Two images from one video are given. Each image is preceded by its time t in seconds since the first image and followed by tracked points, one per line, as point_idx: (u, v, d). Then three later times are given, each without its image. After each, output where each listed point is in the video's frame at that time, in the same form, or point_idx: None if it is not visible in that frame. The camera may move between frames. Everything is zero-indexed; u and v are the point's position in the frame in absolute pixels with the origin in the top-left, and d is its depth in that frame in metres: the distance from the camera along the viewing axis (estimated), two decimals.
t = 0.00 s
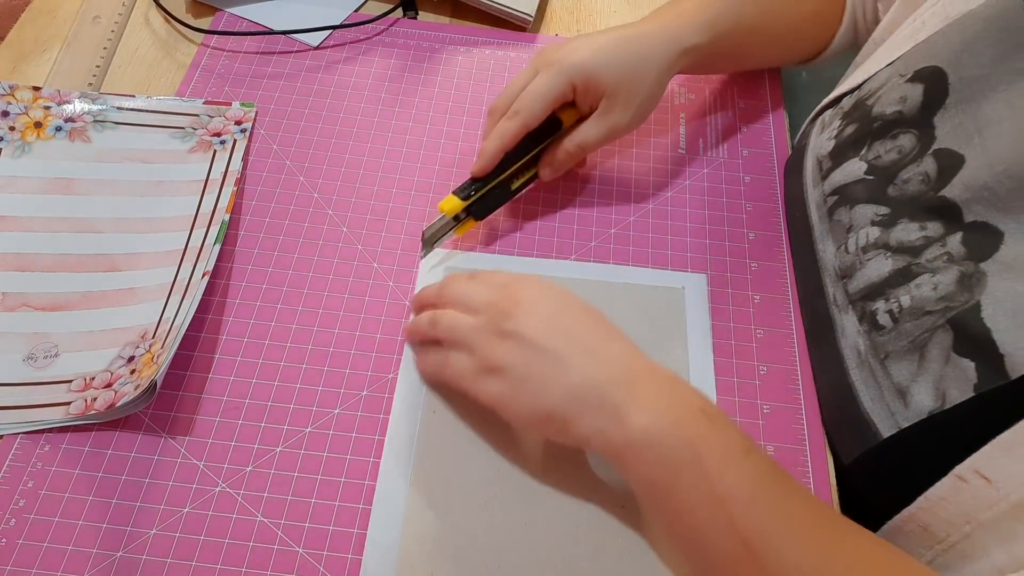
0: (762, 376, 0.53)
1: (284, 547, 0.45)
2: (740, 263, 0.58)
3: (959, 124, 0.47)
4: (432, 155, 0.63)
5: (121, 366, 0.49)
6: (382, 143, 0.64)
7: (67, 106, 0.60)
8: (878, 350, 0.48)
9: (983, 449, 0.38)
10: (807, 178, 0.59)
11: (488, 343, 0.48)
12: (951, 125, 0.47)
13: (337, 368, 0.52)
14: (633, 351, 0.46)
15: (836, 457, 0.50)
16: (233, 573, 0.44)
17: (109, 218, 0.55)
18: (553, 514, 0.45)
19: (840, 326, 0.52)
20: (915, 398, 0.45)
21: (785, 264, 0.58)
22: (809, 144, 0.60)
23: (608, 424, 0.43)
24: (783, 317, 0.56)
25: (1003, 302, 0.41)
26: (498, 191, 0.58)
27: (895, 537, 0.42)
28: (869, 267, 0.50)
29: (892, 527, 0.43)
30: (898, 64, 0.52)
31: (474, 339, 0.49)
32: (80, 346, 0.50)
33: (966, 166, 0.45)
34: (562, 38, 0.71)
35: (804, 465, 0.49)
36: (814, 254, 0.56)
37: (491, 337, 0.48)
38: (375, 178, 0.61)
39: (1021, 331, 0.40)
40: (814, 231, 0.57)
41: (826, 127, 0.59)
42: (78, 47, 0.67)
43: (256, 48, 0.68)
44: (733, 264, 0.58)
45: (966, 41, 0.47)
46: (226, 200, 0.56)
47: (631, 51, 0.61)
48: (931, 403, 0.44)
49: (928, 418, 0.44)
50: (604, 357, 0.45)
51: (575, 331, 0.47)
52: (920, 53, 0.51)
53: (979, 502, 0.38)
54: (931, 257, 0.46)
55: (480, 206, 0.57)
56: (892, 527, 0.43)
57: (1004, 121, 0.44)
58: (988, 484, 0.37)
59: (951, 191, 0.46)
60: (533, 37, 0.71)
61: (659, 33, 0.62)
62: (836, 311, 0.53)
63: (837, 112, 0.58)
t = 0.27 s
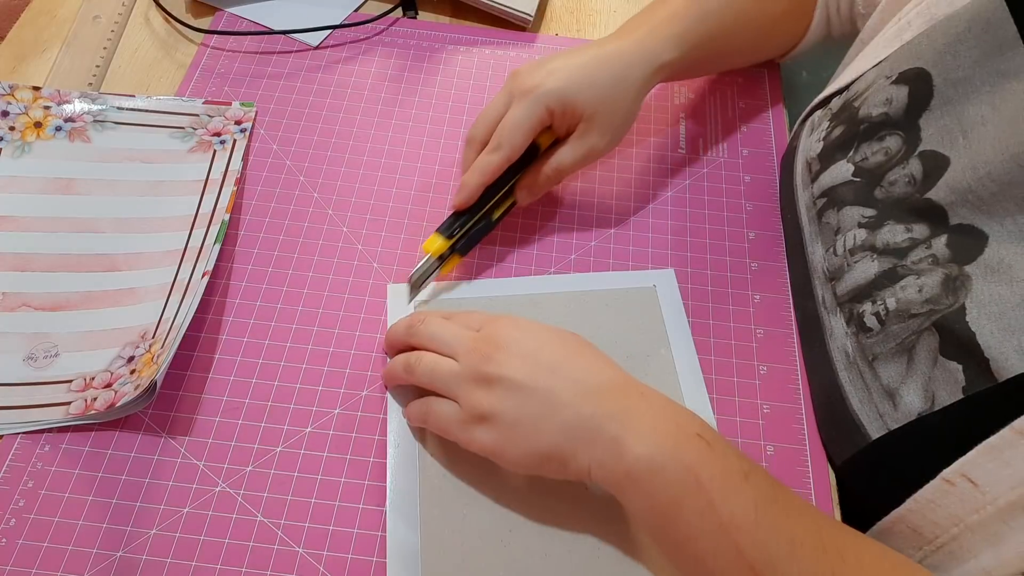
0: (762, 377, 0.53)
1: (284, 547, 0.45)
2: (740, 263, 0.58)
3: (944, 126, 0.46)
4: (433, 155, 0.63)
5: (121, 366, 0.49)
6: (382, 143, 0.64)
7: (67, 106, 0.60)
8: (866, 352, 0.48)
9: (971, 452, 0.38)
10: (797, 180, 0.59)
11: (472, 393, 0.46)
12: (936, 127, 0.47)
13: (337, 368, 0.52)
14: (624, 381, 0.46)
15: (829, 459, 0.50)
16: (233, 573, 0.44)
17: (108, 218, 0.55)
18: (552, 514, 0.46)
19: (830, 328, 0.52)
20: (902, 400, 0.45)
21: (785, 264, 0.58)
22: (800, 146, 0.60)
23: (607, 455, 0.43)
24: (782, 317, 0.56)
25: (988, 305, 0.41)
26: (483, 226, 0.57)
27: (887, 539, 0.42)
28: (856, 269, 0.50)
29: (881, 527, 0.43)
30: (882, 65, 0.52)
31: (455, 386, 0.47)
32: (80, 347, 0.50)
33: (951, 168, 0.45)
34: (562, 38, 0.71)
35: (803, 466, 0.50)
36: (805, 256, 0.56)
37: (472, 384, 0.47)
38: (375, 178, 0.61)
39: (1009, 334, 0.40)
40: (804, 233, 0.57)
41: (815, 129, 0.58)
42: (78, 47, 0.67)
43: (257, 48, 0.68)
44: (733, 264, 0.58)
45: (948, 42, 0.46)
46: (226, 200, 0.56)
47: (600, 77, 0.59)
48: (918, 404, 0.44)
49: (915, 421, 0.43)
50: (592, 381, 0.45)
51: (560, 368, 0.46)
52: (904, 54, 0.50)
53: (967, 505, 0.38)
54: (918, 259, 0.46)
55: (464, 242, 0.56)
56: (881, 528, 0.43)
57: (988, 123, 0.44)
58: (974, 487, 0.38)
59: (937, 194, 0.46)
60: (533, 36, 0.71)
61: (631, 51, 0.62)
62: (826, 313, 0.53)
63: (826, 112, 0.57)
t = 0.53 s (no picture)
0: (762, 377, 0.53)
1: (285, 547, 0.45)
2: (740, 263, 0.59)
3: (934, 128, 0.46)
4: (433, 155, 0.63)
5: (121, 366, 0.49)
6: (382, 143, 0.64)
7: (67, 106, 0.60)
8: (859, 355, 0.48)
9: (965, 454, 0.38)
10: (792, 183, 0.59)
11: (476, 397, 0.46)
12: (926, 129, 0.47)
13: (337, 369, 0.52)
14: (631, 383, 0.46)
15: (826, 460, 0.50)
16: (234, 573, 0.44)
17: (108, 218, 0.55)
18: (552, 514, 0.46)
19: (824, 331, 0.52)
20: (897, 402, 0.45)
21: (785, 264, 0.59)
22: (793, 150, 0.60)
23: (614, 455, 0.43)
24: (782, 317, 0.56)
25: (979, 308, 0.41)
26: (465, 240, 0.56)
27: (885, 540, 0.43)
28: (848, 272, 0.50)
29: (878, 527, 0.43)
30: (871, 67, 0.52)
31: (460, 391, 0.47)
32: (80, 347, 0.50)
33: (941, 169, 0.45)
34: (562, 38, 0.71)
35: (804, 466, 0.50)
36: (800, 259, 0.56)
37: (478, 389, 0.46)
38: (375, 178, 0.61)
39: (999, 338, 0.39)
40: (799, 236, 0.57)
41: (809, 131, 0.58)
42: (78, 47, 0.67)
43: (257, 48, 0.68)
44: (733, 265, 0.58)
45: (935, 44, 0.46)
46: (226, 200, 0.56)
47: (578, 91, 0.58)
48: (913, 407, 0.44)
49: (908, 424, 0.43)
50: (591, 384, 0.45)
51: (565, 370, 0.46)
52: (892, 56, 0.50)
53: (959, 507, 0.38)
54: (909, 261, 0.45)
55: (445, 257, 0.55)
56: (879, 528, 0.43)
57: (976, 124, 0.43)
58: (968, 491, 0.37)
59: (928, 195, 0.45)
60: (533, 36, 0.71)
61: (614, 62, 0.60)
62: (820, 315, 0.52)
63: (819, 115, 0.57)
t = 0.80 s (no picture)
0: (762, 377, 0.53)
1: (285, 547, 0.45)
2: (740, 263, 0.59)
3: (928, 128, 0.46)
4: (432, 155, 0.63)
5: (121, 366, 0.49)
6: (382, 143, 0.64)
7: (66, 105, 0.60)
8: (855, 356, 0.48)
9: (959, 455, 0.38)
10: (789, 184, 0.59)
11: (476, 400, 0.46)
12: (920, 130, 0.47)
13: (337, 368, 0.52)
14: (631, 385, 0.46)
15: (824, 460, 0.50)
16: (234, 573, 0.44)
17: (109, 218, 0.55)
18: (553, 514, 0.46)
19: (821, 332, 0.52)
20: (892, 402, 0.44)
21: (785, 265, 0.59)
22: (790, 151, 0.60)
23: (611, 457, 0.43)
24: (782, 317, 0.56)
25: (973, 308, 0.40)
26: (463, 241, 0.56)
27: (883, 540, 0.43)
28: (844, 273, 0.50)
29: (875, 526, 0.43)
30: (866, 68, 0.52)
31: (459, 392, 0.47)
32: (80, 347, 0.50)
33: (935, 169, 0.45)
34: (562, 38, 0.71)
35: (803, 466, 0.50)
36: (796, 261, 0.56)
37: (477, 390, 0.46)
38: (375, 178, 0.61)
39: (993, 338, 0.39)
40: (796, 237, 0.57)
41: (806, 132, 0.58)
42: (78, 47, 0.67)
43: (257, 48, 0.68)
44: (733, 265, 0.58)
45: (929, 45, 0.46)
46: (225, 200, 0.56)
47: (576, 93, 0.58)
48: (907, 407, 0.43)
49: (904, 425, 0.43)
50: (592, 385, 0.45)
51: (564, 372, 0.46)
52: (887, 58, 0.50)
53: (955, 508, 0.38)
54: (904, 261, 0.45)
55: (444, 259, 0.55)
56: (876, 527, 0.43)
57: (969, 124, 0.43)
58: (963, 492, 0.37)
59: (922, 196, 0.45)
60: (533, 37, 0.71)
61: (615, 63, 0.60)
62: (816, 317, 0.53)
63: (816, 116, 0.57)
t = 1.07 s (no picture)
0: (762, 377, 0.53)
1: (285, 547, 0.45)
2: (740, 263, 0.59)
3: (924, 128, 0.46)
4: (432, 155, 0.63)
5: (121, 366, 0.49)
6: (382, 143, 0.64)
7: (66, 105, 0.60)
8: (853, 356, 0.48)
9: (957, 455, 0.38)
10: (786, 185, 0.59)
11: (473, 403, 0.46)
12: (916, 130, 0.47)
13: (337, 368, 0.52)
14: (629, 387, 0.46)
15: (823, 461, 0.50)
16: (233, 573, 0.44)
17: (109, 218, 0.55)
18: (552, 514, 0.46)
19: (819, 332, 0.52)
20: (890, 402, 0.44)
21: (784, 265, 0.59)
22: (788, 152, 0.60)
23: (610, 459, 0.43)
24: (782, 317, 0.56)
25: (970, 308, 0.40)
26: (461, 245, 0.56)
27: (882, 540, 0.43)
28: (841, 273, 0.50)
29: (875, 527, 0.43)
30: (863, 69, 0.52)
31: (458, 394, 0.47)
32: (80, 347, 0.50)
33: (932, 170, 0.45)
34: (562, 38, 0.71)
35: (803, 466, 0.50)
36: (794, 261, 0.56)
37: (476, 393, 0.46)
38: (375, 178, 0.61)
39: (989, 339, 0.39)
40: (793, 238, 0.57)
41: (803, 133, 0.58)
42: (78, 47, 0.67)
43: (257, 48, 0.68)
44: (733, 265, 0.58)
45: (925, 45, 0.46)
46: (225, 200, 0.56)
47: (577, 98, 0.58)
48: (905, 407, 0.43)
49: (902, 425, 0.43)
50: (590, 387, 0.45)
51: (562, 373, 0.46)
52: (883, 58, 0.50)
53: (953, 508, 0.38)
54: (901, 261, 0.45)
55: (442, 262, 0.55)
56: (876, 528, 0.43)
57: (965, 124, 0.43)
58: (961, 492, 0.37)
59: (918, 196, 0.45)
60: (533, 37, 0.71)
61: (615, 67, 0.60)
62: (814, 317, 0.53)
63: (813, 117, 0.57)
